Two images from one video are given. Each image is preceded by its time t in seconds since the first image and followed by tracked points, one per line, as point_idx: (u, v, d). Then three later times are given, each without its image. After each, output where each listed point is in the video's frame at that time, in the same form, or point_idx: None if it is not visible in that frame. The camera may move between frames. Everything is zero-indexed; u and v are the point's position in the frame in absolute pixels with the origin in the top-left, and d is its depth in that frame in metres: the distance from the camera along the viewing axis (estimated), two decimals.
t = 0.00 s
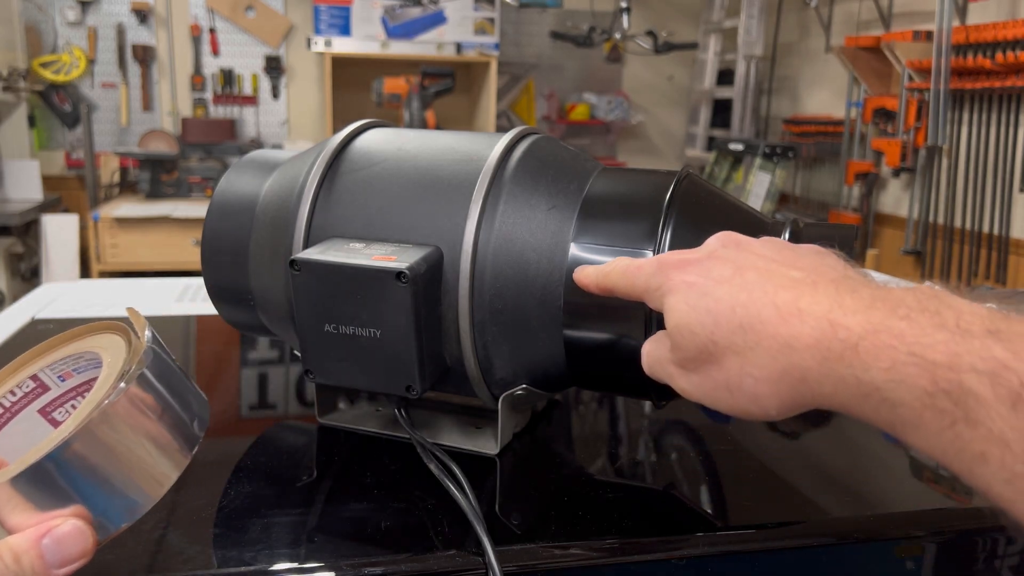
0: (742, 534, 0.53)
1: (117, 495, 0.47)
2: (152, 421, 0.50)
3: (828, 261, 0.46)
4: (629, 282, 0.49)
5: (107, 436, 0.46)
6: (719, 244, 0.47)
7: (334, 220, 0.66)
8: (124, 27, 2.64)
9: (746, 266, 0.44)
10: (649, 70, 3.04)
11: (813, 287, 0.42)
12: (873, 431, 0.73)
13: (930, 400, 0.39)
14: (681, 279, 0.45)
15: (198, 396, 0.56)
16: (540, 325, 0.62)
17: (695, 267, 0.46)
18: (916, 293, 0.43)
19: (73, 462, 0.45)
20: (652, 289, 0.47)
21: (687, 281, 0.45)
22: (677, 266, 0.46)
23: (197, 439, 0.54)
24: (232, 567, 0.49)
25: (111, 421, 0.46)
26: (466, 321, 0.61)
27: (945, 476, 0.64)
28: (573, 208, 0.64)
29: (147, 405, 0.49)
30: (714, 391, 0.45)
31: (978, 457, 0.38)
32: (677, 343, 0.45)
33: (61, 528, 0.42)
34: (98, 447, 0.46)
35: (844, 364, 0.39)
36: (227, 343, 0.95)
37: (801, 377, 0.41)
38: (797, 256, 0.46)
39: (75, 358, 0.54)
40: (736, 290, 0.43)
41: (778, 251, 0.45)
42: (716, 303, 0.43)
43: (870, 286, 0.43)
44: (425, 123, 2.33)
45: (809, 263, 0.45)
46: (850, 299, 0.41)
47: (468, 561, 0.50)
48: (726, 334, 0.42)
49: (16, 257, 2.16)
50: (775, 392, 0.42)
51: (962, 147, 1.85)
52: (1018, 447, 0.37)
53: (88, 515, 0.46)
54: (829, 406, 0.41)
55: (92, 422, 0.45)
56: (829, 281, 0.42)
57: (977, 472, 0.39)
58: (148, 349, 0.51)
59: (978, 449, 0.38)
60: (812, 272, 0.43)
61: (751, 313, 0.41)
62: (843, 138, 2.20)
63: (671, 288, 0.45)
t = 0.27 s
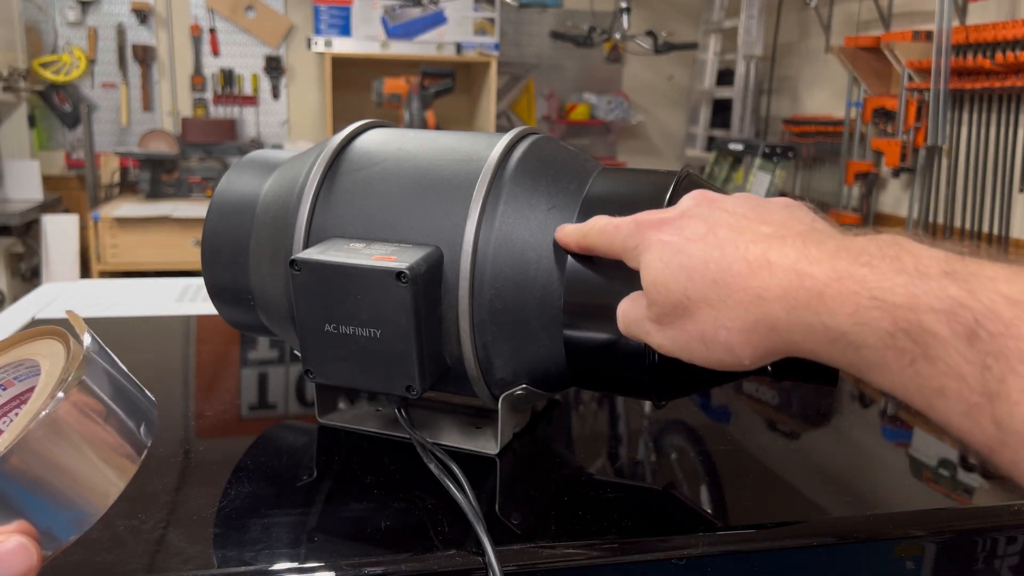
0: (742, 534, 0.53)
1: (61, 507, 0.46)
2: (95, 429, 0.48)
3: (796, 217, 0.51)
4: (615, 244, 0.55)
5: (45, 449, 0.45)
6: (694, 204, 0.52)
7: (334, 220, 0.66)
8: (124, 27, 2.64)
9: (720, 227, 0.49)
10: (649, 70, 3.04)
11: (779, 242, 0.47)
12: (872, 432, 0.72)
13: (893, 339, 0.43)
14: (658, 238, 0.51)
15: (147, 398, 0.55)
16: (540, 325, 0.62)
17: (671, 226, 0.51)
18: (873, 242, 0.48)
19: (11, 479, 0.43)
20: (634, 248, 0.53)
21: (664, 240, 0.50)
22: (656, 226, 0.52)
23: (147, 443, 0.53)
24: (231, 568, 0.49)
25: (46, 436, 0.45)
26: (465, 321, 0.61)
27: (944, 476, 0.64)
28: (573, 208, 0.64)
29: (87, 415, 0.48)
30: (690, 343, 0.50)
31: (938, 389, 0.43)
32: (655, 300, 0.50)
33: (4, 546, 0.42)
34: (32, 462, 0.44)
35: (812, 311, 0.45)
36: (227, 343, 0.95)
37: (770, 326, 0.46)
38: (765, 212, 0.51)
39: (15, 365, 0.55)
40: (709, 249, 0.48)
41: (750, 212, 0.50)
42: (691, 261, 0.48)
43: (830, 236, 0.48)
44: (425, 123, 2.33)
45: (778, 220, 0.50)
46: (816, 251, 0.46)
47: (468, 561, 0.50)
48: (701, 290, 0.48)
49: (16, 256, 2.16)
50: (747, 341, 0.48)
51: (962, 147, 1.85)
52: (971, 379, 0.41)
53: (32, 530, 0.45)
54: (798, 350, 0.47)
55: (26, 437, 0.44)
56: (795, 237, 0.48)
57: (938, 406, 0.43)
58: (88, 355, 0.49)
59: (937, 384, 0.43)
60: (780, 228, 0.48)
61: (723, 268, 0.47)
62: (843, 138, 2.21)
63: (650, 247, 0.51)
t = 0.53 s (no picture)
0: (742, 534, 0.53)
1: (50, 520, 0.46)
2: (81, 439, 0.48)
3: (781, 201, 0.51)
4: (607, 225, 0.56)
5: (30, 463, 0.45)
6: (683, 184, 0.54)
7: (334, 220, 0.66)
8: (125, 27, 2.64)
9: (705, 208, 0.50)
10: (649, 70, 3.04)
11: (764, 224, 0.48)
12: (872, 433, 0.72)
13: (874, 317, 0.43)
14: (646, 217, 0.53)
15: (135, 404, 0.54)
16: (540, 325, 0.62)
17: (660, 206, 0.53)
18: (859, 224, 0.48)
19: None
20: (625, 228, 0.55)
21: (652, 219, 0.52)
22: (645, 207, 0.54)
23: (135, 451, 0.52)
24: (231, 568, 0.49)
25: (29, 449, 0.44)
26: (466, 321, 0.61)
27: (944, 476, 0.64)
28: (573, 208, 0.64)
29: (72, 426, 0.47)
30: (675, 324, 0.51)
31: (917, 363, 0.42)
32: (643, 278, 0.52)
33: None
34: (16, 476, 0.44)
35: (794, 292, 0.45)
36: (227, 343, 0.95)
37: (752, 306, 0.47)
38: (753, 194, 0.52)
39: None
40: (694, 229, 0.49)
41: (736, 196, 0.51)
42: (676, 239, 0.50)
43: (815, 219, 0.49)
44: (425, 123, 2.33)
45: (764, 202, 0.50)
46: (801, 232, 0.47)
47: (468, 560, 0.50)
48: (686, 269, 0.49)
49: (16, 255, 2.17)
50: (731, 321, 0.48)
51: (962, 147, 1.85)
52: (951, 353, 0.41)
53: (21, 546, 0.44)
54: (782, 333, 0.47)
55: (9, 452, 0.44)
56: (780, 219, 0.48)
57: (918, 380, 0.42)
58: (72, 364, 0.49)
59: (916, 358, 0.42)
60: (767, 209, 0.49)
61: (709, 246, 0.48)
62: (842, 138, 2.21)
63: (638, 228, 0.53)
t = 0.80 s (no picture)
0: (741, 534, 0.53)
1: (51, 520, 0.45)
2: (82, 439, 0.47)
3: (769, 291, 0.47)
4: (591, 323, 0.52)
5: (32, 466, 0.44)
6: (663, 283, 0.48)
7: (334, 220, 0.66)
8: (125, 28, 2.64)
9: (690, 313, 0.45)
10: (649, 70, 3.04)
11: (754, 335, 0.43)
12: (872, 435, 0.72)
13: (880, 441, 0.40)
14: (632, 329, 0.47)
15: (135, 406, 0.54)
16: (540, 327, 0.62)
17: (642, 316, 0.47)
18: (850, 325, 0.44)
19: None
20: (610, 333, 0.50)
21: (638, 332, 0.47)
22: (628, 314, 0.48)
23: (136, 451, 0.52)
24: (232, 568, 0.49)
25: (31, 451, 0.44)
26: (466, 322, 0.61)
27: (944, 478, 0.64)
28: (573, 209, 0.64)
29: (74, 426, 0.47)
30: (678, 439, 0.47)
31: (929, 491, 0.40)
32: (638, 396, 0.47)
33: None
34: (18, 477, 0.44)
35: (796, 413, 0.41)
36: (226, 343, 0.95)
37: (755, 425, 0.43)
38: (738, 290, 0.47)
39: None
40: (684, 344, 0.44)
41: (721, 290, 0.46)
42: (667, 356, 0.45)
43: (808, 320, 0.44)
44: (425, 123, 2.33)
45: (752, 301, 0.45)
46: (792, 345, 0.42)
47: (469, 562, 0.50)
48: (682, 389, 0.44)
49: (15, 256, 2.16)
50: (736, 438, 0.44)
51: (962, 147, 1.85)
52: (961, 480, 0.38)
53: (22, 546, 0.44)
54: (789, 448, 0.44)
55: (11, 454, 0.43)
56: (772, 323, 0.44)
57: (932, 504, 0.40)
58: (72, 365, 0.48)
59: (927, 485, 0.40)
60: (755, 311, 0.44)
61: (702, 366, 0.43)
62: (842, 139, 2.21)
63: (625, 337, 0.48)
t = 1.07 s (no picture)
0: (741, 534, 0.53)
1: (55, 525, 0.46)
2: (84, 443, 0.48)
3: (790, 289, 0.44)
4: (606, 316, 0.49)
5: (35, 471, 0.44)
6: (683, 277, 0.46)
7: (334, 220, 0.66)
8: (125, 28, 2.64)
9: (712, 310, 0.43)
10: (649, 70, 3.04)
11: (777, 333, 0.41)
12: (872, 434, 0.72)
13: (903, 439, 0.40)
14: (652, 325, 0.45)
15: (135, 406, 0.54)
16: (540, 325, 0.62)
17: (663, 311, 0.45)
18: (871, 322, 0.43)
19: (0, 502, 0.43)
20: (627, 328, 0.47)
21: (659, 329, 0.45)
22: (646, 307, 0.46)
23: (137, 454, 0.53)
24: (232, 567, 0.49)
25: (33, 457, 0.44)
26: (466, 322, 0.61)
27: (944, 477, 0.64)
28: (573, 209, 0.64)
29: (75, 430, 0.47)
30: (700, 435, 0.46)
31: (952, 487, 0.40)
32: (661, 392, 0.45)
33: None
34: (21, 483, 0.44)
35: (821, 412, 0.40)
36: (226, 343, 0.95)
37: (781, 424, 0.42)
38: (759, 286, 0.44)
39: None
40: (709, 343, 0.42)
41: (742, 284, 0.44)
42: (691, 354, 0.43)
43: (831, 315, 0.42)
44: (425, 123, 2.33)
45: (775, 296, 0.43)
46: (817, 343, 0.41)
47: (469, 562, 0.50)
48: (707, 388, 0.43)
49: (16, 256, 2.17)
50: (761, 435, 0.43)
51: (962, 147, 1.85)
52: (985, 477, 0.38)
53: (23, 551, 0.45)
54: (811, 444, 0.43)
55: (12, 460, 0.43)
56: (796, 320, 0.42)
57: (956, 500, 0.40)
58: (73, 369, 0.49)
59: (951, 482, 0.40)
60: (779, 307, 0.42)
61: (727, 365, 0.42)
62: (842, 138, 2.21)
63: (644, 332, 0.46)
